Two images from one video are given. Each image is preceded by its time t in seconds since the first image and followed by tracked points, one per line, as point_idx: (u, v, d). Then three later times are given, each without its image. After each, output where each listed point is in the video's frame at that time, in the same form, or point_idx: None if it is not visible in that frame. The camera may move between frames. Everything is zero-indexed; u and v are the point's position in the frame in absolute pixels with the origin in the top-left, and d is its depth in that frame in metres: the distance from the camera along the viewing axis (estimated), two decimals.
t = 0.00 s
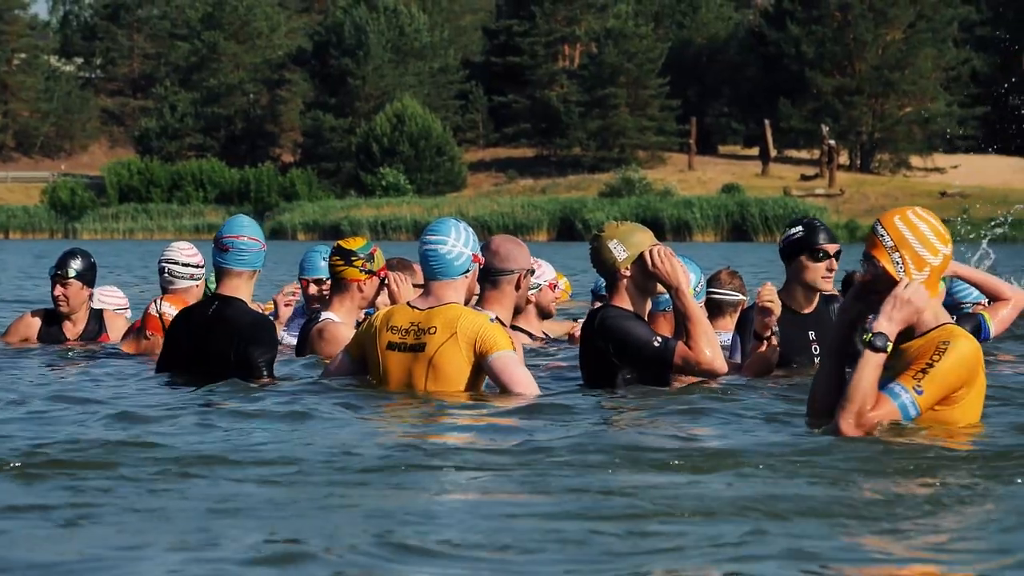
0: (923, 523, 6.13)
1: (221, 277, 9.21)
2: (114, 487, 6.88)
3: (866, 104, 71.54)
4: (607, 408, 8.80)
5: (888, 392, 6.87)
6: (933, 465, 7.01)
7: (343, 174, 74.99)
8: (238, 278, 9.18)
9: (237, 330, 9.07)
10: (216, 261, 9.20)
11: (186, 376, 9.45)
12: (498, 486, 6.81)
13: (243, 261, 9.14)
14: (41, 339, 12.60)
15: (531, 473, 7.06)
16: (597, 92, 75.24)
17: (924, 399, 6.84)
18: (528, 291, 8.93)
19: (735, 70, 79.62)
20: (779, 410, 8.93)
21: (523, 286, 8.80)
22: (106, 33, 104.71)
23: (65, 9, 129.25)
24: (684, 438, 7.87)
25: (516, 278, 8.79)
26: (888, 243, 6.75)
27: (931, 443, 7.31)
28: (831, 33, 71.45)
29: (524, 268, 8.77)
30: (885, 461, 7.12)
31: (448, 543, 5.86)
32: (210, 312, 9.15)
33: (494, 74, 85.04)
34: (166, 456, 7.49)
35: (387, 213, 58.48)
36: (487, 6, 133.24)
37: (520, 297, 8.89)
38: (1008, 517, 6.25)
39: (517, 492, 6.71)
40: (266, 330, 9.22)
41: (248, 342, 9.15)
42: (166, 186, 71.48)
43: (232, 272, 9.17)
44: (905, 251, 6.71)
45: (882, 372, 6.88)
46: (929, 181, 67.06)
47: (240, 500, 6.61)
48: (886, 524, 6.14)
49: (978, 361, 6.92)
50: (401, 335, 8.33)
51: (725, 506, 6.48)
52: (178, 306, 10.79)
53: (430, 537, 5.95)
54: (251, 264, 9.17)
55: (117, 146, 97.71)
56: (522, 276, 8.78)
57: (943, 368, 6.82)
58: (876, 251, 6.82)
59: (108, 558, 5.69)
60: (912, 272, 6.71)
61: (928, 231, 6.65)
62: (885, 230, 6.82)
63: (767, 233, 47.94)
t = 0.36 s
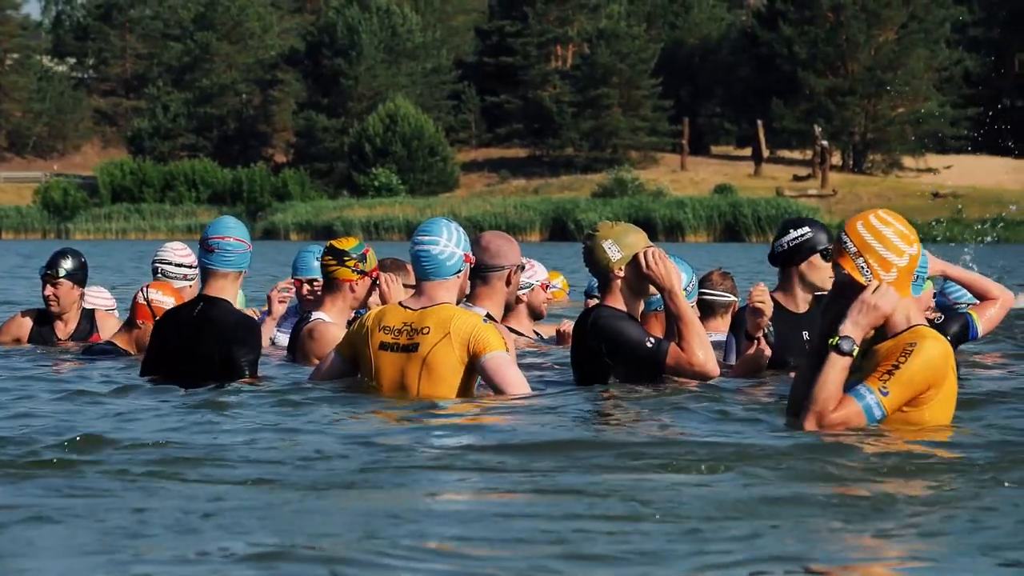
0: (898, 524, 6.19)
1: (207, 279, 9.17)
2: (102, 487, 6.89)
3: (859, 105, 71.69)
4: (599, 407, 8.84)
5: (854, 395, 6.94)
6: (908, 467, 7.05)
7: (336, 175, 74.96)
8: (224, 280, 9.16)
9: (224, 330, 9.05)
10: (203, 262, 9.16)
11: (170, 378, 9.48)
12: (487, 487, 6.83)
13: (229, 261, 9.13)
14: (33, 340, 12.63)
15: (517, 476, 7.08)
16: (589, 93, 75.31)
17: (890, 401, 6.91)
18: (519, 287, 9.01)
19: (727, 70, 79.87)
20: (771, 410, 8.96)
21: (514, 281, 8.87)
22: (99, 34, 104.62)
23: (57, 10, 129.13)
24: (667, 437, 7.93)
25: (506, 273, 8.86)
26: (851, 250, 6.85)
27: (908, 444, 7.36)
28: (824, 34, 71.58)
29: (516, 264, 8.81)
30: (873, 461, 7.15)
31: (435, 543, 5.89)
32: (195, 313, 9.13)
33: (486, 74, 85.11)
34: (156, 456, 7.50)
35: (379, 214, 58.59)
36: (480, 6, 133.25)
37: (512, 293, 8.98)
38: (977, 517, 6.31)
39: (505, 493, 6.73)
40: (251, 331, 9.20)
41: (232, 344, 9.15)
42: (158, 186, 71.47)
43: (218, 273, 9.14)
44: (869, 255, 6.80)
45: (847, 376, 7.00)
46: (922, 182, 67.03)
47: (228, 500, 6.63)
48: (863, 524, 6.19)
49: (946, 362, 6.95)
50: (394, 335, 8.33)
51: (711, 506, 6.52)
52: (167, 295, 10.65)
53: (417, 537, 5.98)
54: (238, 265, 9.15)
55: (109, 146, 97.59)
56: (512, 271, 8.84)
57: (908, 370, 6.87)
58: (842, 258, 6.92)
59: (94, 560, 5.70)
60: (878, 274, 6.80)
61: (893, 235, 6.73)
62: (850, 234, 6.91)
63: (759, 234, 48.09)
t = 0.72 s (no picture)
0: (879, 524, 6.25)
1: (192, 279, 9.24)
2: (92, 486, 6.96)
3: (853, 105, 71.77)
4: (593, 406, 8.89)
5: (822, 400, 7.09)
6: (885, 463, 7.16)
7: (329, 175, 74.86)
8: (208, 280, 9.21)
9: (206, 329, 9.15)
10: (187, 264, 9.23)
11: (156, 376, 9.58)
12: (476, 486, 6.88)
13: (213, 262, 9.17)
14: (25, 340, 12.64)
15: (504, 475, 7.12)
16: (583, 93, 75.30)
17: (855, 403, 7.05)
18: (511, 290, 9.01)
19: (721, 70, 79.98)
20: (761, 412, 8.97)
21: (505, 285, 8.89)
22: (93, 33, 104.56)
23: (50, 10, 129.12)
24: (653, 434, 8.01)
25: (498, 277, 8.88)
26: (818, 260, 6.89)
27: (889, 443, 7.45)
28: (817, 34, 71.58)
29: (507, 267, 8.84)
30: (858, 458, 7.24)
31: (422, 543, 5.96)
32: (178, 313, 9.22)
33: (479, 74, 85.10)
34: (147, 457, 7.55)
35: (372, 214, 58.64)
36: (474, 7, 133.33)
37: (503, 297, 8.97)
38: (950, 515, 6.41)
39: (488, 491, 6.82)
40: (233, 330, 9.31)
41: (214, 344, 9.27)
42: (152, 186, 71.45)
43: (202, 273, 9.20)
44: (835, 261, 6.85)
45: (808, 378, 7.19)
46: (916, 182, 67.07)
47: (216, 501, 6.67)
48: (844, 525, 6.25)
49: (912, 361, 7.02)
50: (387, 335, 8.34)
51: (699, 504, 6.58)
52: (154, 280, 10.76)
53: (408, 536, 6.02)
54: (223, 266, 9.20)
55: (103, 147, 97.49)
56: (503, 275, 8.87)
57: (874, 372, 6.97)
58: (810, 271, 6.94)
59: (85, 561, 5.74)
60: (848, 278, 6.83)
61: (858, 240, 6.75)
62: (816, 244, 6.96)
63: (753, 235, 48.12)
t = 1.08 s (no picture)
0: (872, 529, 6.24)
1: (175, 279, 9.07)
2: (85, 487, 6.93)
3: (846, 106, 71.79)
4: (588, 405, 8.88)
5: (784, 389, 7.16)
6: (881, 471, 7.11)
7: (323, 175, 74.80)
8: (190, 282, 9.05)
9: (187, 331, 9.01)
10: (170, 266, 9.07)
11: (143, 377, 9.47)
12: (467, 486, 6.88)
13: (195, 264, 9.03)
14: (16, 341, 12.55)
15: (497, 476, 7.13)
16: (576, 94, 75.22)
17: (815, 396, 7.09)
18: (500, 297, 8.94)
19: (714, 71, 80.02)
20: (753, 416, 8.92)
21: (495, 293, 8.82)
22: (86, 34, 104.40)
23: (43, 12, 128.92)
24: (641, 434, 8.02)
25: (488, 285, 8.81)
26: (787, 269, 6.91)
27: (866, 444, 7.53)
28: (811, 35, 71.53)
29: (497, 275, 8.79)
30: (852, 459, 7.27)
31: (417, 543, 5.96)
32: (161, 314, 9.10)
33: (473, 75, 85.02)
34: (138, 458, 7.52)
35: (366, 215, 58.55)
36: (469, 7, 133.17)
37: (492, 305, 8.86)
38: (936, 518, 6.45)
39: (480, 491, 6.81)
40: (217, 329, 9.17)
41: (197, 345, 9.13)
42: (146, 187, 71.35)
43: (185, 275, 9.04)
44: (805, 269, 6.87)
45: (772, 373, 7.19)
46: (909, 183, 67.10)
47: (209, 503, 6.65)
48: (838, 527, 6.27)
49: (878, 365, 7.09)
50: (380, 336, 8.24)
51: (693, 505, 6.58)
52: (138, 269, 11.01)
53: (401, 535, 6.05)
54: (205, 268, 9.05)
55: (97, 147, 97.29)
56: (494, 283, 8.81)
57: (837, 369, 6.99)
58: (780, 277, 6.98)
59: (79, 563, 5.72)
60: (820, 284, 6.85)
61: (828, 248, 6.77)
62: (784, 253, 6.99)
63: (747, 236, 48.12)
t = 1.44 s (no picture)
0: (866, 528, 6.30)
1: (155, 281, 9.16)
2: (83, 491, 6.97)
3: (840, 107, 71.85)
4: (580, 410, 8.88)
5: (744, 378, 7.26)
6: (870, 474, 7.18)
7: (316, 175, 74.77)
8: (171, 283, 9.10)
9: (166, 330, 9.08)
10: (151, 265, 9.16)
11: (122, 377, 9.47)
12: (458, 486, 6.94)
13: (175, 265, 9.08)
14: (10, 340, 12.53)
15: (482, 475, 7.19)
16: (570, 94, 75.23)
17: (773, 382, 7.20)
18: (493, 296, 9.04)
19: (708, 71, 80.08)
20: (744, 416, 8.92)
21: (486, 291, 8.91)
22: (79, 34, 104.28)
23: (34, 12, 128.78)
24: (631, 437, 8.03)
25: (479, 283, 8.90)
26: (760, 272, 7.20)
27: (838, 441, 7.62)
28: (804, 36, 71.57)
29: (488, 272, 8.86)
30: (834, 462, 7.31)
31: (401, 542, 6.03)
32: (143, 314, 9.17)
33: (467, 75, 84.96)
34: (129, 459, 7.56)
35: (360, 215, 58.53)
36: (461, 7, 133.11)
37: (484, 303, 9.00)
38: (927, 518, 6.51)
39: (464, 491, 6.88)
40: (196, 330, 9.21)
41: (176, 344, 9.17)
42: (139, 187, 71.29)
43: (166, 276, 9.10)
44: (777, 273, 7.15)
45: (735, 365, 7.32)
46: (902, 183, 67.27)
47: (200, 504, 6.70)
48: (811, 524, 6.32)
49: (843, 368, 7.28)
50: (370, 337, 8.24)
51: (689, 505, 6.63)
52: (124, 259, 10.95)
53: (398, 537, 6.11)
54: (185, 269, 9.10)
55: (90, 147, 97.15)
56: (485, 281, 8.88)
57: (798, 364, 7.17)
58: (753, 282, 7.26)
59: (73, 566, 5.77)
60: (790, 289, 7.14)
61: (798, 252, 7.06)
62: (758, 257, 7.26)
63: (740, 236, 48.20)
